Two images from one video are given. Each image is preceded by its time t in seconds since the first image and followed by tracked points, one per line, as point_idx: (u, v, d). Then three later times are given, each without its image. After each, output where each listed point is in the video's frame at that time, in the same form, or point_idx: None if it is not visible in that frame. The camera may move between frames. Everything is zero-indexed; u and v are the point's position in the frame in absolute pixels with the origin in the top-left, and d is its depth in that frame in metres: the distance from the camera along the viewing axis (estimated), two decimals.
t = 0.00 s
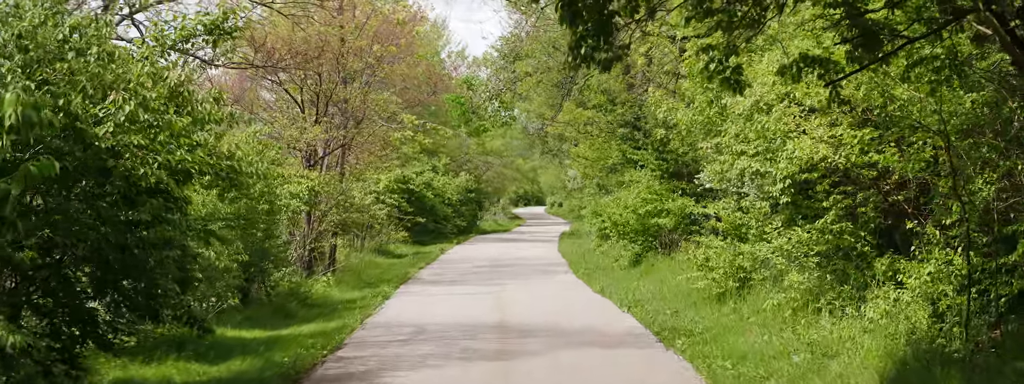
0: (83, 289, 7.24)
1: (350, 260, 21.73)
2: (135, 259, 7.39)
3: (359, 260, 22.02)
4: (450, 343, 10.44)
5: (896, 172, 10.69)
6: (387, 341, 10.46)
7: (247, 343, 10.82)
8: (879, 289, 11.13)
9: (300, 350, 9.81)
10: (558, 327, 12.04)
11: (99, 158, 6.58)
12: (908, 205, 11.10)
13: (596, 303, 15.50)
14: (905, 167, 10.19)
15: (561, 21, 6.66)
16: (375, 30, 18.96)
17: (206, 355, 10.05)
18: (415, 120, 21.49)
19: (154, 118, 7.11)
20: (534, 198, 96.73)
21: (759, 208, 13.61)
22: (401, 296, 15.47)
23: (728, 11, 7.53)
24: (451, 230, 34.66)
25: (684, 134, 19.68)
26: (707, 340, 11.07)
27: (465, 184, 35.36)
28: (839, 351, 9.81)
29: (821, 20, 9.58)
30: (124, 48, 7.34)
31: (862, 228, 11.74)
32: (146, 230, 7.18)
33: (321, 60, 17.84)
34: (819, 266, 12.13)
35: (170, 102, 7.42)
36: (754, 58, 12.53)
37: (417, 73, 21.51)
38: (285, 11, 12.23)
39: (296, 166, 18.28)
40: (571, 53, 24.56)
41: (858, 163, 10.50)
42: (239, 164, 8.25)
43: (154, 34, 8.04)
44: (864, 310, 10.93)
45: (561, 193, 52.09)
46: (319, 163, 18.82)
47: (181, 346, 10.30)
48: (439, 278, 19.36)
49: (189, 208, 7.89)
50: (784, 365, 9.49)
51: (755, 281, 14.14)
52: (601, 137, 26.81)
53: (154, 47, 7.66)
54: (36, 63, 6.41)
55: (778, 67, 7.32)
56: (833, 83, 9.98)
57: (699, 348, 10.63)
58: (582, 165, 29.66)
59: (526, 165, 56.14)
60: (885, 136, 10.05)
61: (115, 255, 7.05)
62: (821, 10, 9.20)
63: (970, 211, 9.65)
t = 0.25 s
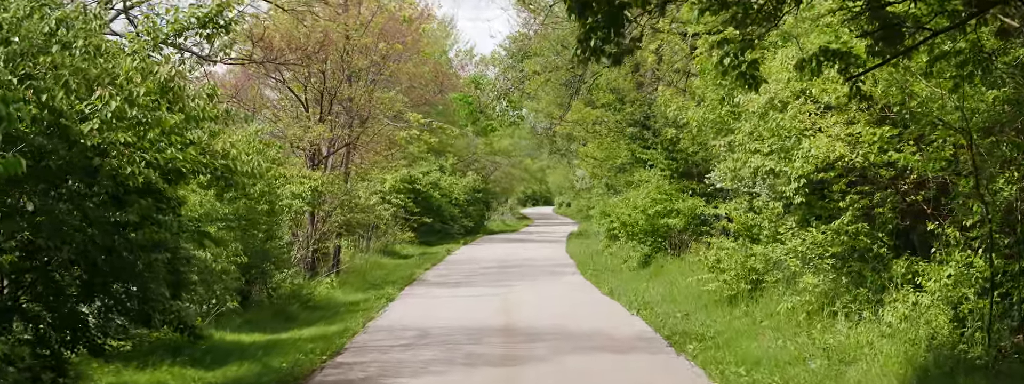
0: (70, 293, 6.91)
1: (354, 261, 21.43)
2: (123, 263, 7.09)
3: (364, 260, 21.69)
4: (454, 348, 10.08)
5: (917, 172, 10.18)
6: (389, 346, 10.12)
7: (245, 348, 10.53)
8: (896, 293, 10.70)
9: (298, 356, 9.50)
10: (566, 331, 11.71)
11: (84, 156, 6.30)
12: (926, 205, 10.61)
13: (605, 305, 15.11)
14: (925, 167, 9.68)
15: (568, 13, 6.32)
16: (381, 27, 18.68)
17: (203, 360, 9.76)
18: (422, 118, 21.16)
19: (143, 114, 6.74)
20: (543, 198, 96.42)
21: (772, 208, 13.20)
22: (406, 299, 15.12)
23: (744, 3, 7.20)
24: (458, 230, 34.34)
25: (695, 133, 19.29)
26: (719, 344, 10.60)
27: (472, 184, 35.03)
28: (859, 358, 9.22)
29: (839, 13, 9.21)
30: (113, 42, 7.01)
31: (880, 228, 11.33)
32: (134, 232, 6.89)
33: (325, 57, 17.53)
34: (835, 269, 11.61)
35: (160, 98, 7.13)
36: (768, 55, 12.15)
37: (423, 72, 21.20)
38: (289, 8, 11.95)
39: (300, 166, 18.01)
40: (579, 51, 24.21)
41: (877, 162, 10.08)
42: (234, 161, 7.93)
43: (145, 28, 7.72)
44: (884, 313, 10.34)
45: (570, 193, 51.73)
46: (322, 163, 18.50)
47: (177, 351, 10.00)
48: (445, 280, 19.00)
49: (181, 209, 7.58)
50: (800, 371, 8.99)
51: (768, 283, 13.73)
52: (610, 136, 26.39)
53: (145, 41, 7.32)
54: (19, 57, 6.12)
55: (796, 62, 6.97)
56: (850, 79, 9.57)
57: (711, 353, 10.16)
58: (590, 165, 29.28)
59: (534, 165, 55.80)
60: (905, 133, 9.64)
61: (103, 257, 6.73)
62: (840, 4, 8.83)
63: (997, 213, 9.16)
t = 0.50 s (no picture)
0: (52, 300, 6.65)
1: (355, 261, 21.14)
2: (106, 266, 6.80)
3: (364, 261, 21.38)
4: (453, 352, 9.78)
5: (930, 170, 9.81)
6: (387, 350, 9.83)
7: (239, 353, 10.25)
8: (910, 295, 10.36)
9: (293, 361, 9.21)
10: (570, 334, 11.39)
11: (62, 155, 6.01)
12: (942, 204, 10.25)
13: (609, 307, 14.80)
14: (940, 164, 9.33)
15: (572, 3, 6.02)
16: (382, 24, 18.41)
17: (195, 366, 9.52)
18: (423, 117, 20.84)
19: (127, 110, 6.38)
20: (547, 198, 96.18)
21: (781, 209, 12.88)
22: (407, 301, 14.83)
23: None
24: (461, 230, 34.08)
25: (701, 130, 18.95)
26: (727, 349, 10.23)
27: (475, 184, 34.71)
28: (874, 364, 8.83)
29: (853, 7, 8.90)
30: (99, 36, 6.73)
31: (893, 229, 10.99)
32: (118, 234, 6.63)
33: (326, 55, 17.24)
34: (846, 270, 11.26)
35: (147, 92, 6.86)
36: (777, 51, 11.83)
37: (426, 70, 20.91)
38: (289, 5, 11.68)
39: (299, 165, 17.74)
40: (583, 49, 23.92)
41: (891, 160, 9.74)
42: (225, 159, 7.60)
43: (132, 21, 7.41)
44: (897, 318, 9.95)
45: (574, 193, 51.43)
46: (322, 162, 18.22)
47: (169, 357, 9.78)
48: (446, 281, 18.71)
49: (169, 209, 7.29)
50: (811, 377, 8.63)
51: (778, 284, 13.39)
52: (615, 136, 26.07)
53: (132, 34, 7.03)
54: None
55: (811, 55, 6.67)
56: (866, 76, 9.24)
57: (719, 357, 9.81)
58: (595, 164, 28.95)
59: (538, 164, 55.47)
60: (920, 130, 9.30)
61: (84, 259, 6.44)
62: None
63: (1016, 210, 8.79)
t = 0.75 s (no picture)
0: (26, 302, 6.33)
1: (354, 261, 20.82)
2: (85, 270, 6.50)
3: (363, 261, 21.05)
4: (450, 356, 9.45)
5: (945, 168, 9.46)
6: (382, 355, 9.50)
7: (230, 357, 9.93)
8: (923, 298, 10.01)
9: (285, 366, 8.92)
10: (571, 338, 11.05)
11: (36, 151, 5.67)
12: (956, 204, 9.92)
13: (612, 309, 14.47)
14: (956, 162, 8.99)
15: None
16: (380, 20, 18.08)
17: (183, 371, 9.20)
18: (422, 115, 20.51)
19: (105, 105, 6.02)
20: (548, 197, 95.85)
21: (788, 208, 12.55)
22: (405, 302, 14.51)
23: None
24: (462, 229, 33.75)
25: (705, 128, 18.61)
26: (734, 353, 9.88)
27: (476, 183, 34.38)
28: (889, 370, 8.48)
29: None
30: (78, 27, 6.39)
31: (905, 230, 10.65)
32: (95, 235, 6.29)
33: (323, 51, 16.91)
34: (857, 272, 10.92)
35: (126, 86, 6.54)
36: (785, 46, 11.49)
37: (425, 67, 20.58)
38: None
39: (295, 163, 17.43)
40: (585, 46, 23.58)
41: (905, 158, 9.39)
42: (209, 157, 7.29)
43: (113, 12, 7.08)
44: (911, 322, 9.60)
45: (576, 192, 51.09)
46: (320, 160, 17.89)
47: (158, 361, 9.45)
48: (446, 282, 18.39)
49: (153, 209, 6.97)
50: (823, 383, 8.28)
51: (784, 286, 13.05)
52: (617, 134, 25.72)
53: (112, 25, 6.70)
54: None
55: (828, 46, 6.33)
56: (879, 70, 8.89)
57: (726, 362, 9.47)
58: (597, 163, 28.62)
59: (539, 163, 55.12)
60: (933, 126, 8.97)
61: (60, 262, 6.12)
62: None
63: None
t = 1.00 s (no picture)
0: None
1: (352, 261, 20.51)
2: (62, 274, 6.23)
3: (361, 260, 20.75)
4: (448, 360, 9.13)
5: (959, 166, 9.14)
6: (378, 359, 9.19)
7: (221, 360, 9.62)
8: (935, 300, 9.71)
9: (276, 371, 8.62)
10: (572, 340, 10.75)
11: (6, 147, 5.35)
12: (969, 203, 9.62)
13: (614, 310, 14.15)
14: (972, 159, 8.66)
15: None
16: (379, 15, 17.75)
17: (172, 375, 8.89)
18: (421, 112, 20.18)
19: (80, 101, 5.69)
20: (549, 196, 95.53)
21: (795, 207, 12.22)
22: (403, 303, 14.20)
23: None
24: (462, 228, 33.44)
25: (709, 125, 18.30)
26: (741, 357, 9.57)
27: (477, 181, 34.05)
28: (902, 375, 8.15)
29: None
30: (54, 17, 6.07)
31: (917, 229, 10.33)
32: (71, 236, 6.07)
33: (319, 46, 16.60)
34: (867, 273, 10.59)
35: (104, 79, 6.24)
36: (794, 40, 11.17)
37: (424, 64, 20.27)
38: None
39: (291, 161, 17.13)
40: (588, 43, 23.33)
41: (918, 155, 9.06)
42: (196, 154, 6.99)
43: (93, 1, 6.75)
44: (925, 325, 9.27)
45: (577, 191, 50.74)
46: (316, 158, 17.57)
47: (146, 365, 9.14)
48: (445, 282, 18.08)
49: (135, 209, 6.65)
50: None
51: (791, 287, 12.73)
52: (619, 131, 25.40)
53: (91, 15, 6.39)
54: None
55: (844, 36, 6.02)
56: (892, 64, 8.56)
57: (732, 366, 9.16)
58: (598, 161, 28.30)
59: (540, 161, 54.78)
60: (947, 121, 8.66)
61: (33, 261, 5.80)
62: None
63: None
